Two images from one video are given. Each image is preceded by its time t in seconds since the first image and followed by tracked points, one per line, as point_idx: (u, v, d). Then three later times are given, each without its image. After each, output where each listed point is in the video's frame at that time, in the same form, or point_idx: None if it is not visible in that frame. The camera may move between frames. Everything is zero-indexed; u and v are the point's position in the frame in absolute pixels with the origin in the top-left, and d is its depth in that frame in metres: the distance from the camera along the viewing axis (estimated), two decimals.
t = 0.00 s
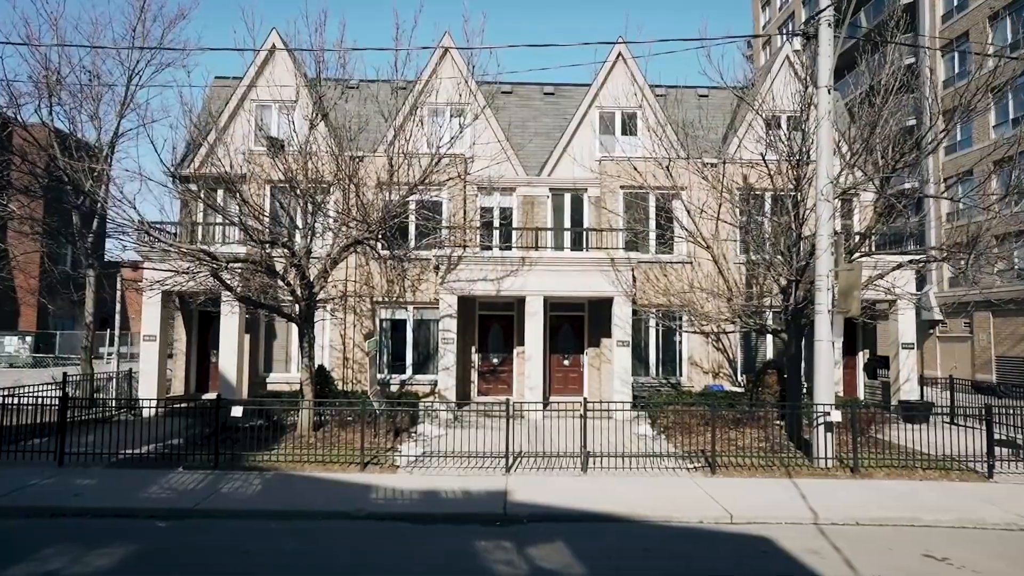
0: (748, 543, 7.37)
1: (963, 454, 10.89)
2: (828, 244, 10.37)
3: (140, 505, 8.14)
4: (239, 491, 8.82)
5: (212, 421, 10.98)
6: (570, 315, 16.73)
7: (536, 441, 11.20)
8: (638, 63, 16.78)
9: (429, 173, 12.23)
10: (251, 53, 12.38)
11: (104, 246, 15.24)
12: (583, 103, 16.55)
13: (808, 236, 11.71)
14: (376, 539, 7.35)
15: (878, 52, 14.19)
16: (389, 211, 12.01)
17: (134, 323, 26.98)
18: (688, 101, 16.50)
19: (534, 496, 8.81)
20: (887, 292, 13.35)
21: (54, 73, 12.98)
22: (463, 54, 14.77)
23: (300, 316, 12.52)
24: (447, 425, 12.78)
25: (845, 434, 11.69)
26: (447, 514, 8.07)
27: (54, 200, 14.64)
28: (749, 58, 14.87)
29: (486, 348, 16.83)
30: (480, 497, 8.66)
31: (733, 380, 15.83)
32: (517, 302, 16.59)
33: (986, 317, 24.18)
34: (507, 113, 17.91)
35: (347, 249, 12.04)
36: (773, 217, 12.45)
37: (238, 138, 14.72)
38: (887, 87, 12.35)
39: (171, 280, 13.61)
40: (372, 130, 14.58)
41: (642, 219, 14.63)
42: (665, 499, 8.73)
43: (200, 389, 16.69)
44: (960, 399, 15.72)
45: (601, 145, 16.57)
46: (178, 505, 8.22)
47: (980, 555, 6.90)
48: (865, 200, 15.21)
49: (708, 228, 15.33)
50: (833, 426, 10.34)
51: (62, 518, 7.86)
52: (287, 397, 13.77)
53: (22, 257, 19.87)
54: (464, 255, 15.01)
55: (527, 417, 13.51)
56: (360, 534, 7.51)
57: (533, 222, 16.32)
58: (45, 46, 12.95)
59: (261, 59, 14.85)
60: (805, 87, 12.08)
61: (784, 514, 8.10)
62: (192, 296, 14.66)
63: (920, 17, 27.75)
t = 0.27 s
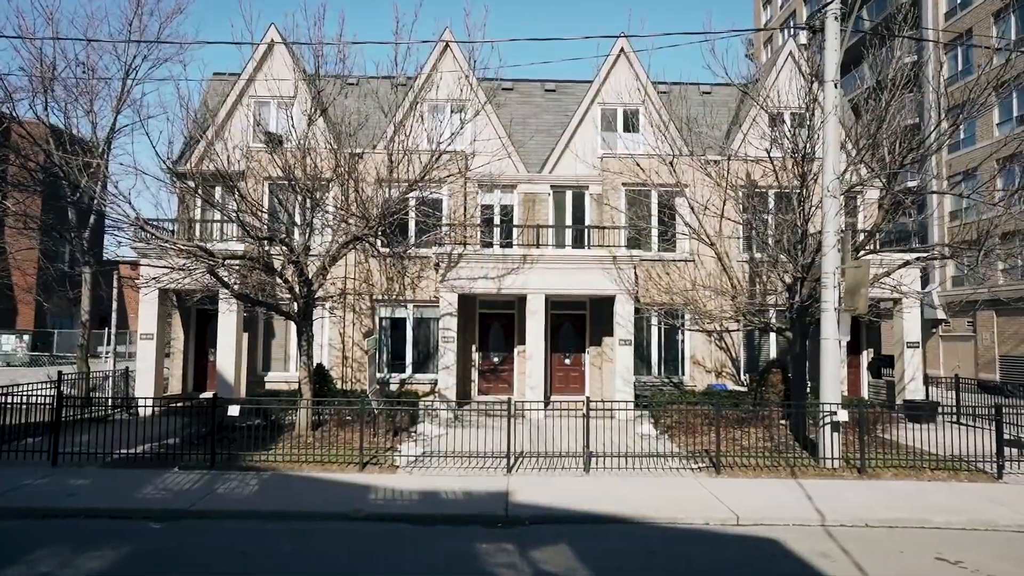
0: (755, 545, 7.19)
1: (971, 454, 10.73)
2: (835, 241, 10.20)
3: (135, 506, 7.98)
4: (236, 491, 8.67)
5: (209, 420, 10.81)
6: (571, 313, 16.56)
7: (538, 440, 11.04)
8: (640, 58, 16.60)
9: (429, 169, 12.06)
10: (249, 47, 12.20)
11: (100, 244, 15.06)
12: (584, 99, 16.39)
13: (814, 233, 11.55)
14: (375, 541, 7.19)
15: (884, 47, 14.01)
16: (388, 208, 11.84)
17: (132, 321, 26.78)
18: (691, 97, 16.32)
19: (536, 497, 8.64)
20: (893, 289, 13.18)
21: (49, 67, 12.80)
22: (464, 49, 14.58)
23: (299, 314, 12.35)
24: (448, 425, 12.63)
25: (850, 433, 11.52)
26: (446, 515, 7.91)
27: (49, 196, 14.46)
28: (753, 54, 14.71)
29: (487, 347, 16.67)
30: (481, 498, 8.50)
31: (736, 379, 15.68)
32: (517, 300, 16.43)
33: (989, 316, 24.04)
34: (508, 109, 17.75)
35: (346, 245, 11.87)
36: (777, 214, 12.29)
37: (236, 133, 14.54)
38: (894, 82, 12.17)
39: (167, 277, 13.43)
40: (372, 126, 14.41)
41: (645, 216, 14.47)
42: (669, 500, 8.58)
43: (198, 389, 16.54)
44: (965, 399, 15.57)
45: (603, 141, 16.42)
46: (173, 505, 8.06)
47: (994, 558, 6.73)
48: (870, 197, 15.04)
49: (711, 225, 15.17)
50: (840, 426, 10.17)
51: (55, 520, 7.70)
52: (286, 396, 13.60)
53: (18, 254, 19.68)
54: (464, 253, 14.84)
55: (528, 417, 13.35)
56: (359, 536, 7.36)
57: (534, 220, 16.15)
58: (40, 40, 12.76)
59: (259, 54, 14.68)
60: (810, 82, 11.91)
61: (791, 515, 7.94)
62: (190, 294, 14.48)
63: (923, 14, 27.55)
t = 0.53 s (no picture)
0: (763, 547, 7.02)
1: (980, 453, 10.57)
2: (842, 238, 10.02)
3: (129, 506, 7.81)
4: (232, 491, 8.50)
5: (206, 420, 10.63)
6: (573, 311, 16.40)
7: (540, 440, 10.86)
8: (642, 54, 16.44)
9: (430, 165, 11.88)
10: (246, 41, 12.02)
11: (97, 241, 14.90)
12: (586, 94, 16.23)
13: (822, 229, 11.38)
14: (374, 543, 7.02)
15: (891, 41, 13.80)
16: (388, 203, 11.66)
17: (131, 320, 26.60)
18: (694, 92, 16.15)
19: (539, 497, 8.47)
20: (899, 286, 13.00)
21: (44, 61, 12.61)
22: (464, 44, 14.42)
23: (297, 312, 12.17)
24: (448, 424, 12.47)
25: (857, 433, 11.36)
26: (447, 515, 7.74)
27: (44, 192, 14.28)
28: (757, 50, 14.56)
29: (487, 345, 16.50)
30: (482, 498, 8.33)
31: (739, 378, 15.53)
32: (518, 298, 16.25)
33: (994, 314, 23.87)
34: (509, 106, 17.56)
35: (345, 242, 11.70)
36: (783, 210, 12.10)
37: (233, 129, 14.37)
38: (901, 76, 11.98)
39: (164, 275, 13.26)
40: (371, 122, 14.23)
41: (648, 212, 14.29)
42: (674, 500, 8.42)
43: (195, 387, 16.37)
44: (971, 397, 15.39)
45: (606, 137, 16.25)
46: (167, 505, 7.89)
47: (1009, 560, 6.56)
48: (875, 194, 14.86)
49: (715, 221, 15.01)
50: (847, 425, 9.99)
51: (47, 521, 7.54)
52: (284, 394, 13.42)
53: (14, 251, 19.48)
54: (465, 250, 14.67)
55: (530, 416, 13.19)
56: (357, 536, 7.19)
57: (536, 216, 15.96)
58: (34, 34, 12.57)
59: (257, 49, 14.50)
60: (816, 76, 11.73)
61: (798, 516, 7.76)
62: (186, 292, 14.29)
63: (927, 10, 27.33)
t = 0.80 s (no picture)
0: (772, 548, 6.84)
1: (991, 453, 10.39)
2: (851, 233, 9.83)
3: (122, 506, 7.63)
4: (228, 491, 8.31)
5: (203, 418, 10.44)
6: (575, 309, 16.23)
7: (543, 439, 10.67)
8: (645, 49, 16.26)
9: (431, 159, 11.68)
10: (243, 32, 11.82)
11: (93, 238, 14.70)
12: (589, 89, 16.06)
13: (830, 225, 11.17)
14: (373, 544, 6.83)
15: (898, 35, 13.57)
16: (388, 198, 11.47)
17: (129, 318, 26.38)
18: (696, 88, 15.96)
19: (542, 497, 8.29)
20: (907, 283, 12.80)
21: (38, 54, 12.41)
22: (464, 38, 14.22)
23: (295, 309, 11.96)
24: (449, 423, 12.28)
25: (865, 431, 11.18)
26: (448, 516, 7.56)
27: (39, 188, 14.08)
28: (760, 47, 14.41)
29: (488, 343, 16.33)
30: (483, 498, 8.13)
31: (743, 376, 15.36)
32: (520, 296, 16.08)
33: (998, 312, 23.72)
34: (510, 101, 17.38)
35: (344, 237, 11.50)
36: (789, 205, 11.91)
37: (231, 124, 14.18)
38: (909, 70, 11.74)
39: (161, 271, 13.07)
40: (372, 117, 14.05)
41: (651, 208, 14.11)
42: (680, 500, 8.23)
43: (194, 385, 16.19)
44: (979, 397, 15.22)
45: (608, 132, 16.09)
46: (162, 505, 7.71)
47: None
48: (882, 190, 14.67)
49: (719, 217, 14.83)
50: (855, 424, 9.79)
51: (38, 521, 7.35)
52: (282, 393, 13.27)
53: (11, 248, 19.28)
54: (466, 247, 14.48)
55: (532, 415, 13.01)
56: (356, 537, 7.01)
57: (537, 213, 15.79)
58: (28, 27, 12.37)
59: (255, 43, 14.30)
60: (824, 69, 11.52)
61: (808, 516, 7.57)
62: (183, 288, 14.10)
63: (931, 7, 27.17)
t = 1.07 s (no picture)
0: (785, 551, 6.66)
1: (1003, 452, 10.19)
2: (861, 229, 9.64)
3: (117, 507, 7.44)
4: (226, 491, 8.12)
5: (200, 418, 10.25)
6: (578, 307, 16.05)
7: (546, 438, 10.47)
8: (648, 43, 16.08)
9: (432, 154, 11.49)
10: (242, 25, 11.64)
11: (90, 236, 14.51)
12: (592, 84, 15.91)
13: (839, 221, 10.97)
14: (374, 546, 6.65)
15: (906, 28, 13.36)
16: (389, 193, 11.27)
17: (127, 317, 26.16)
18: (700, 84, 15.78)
19: (546, 497, 8.11)
20: (916, 280, 12.60)
21: (34, 48, 12.21)
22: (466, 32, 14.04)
23: (294, 306, 11.76)
24: (451, 422, 12.10)
25: (874, 431, 10.97)
26: (451, 516, 7.38)
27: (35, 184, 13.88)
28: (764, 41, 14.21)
29: (490, 342, 16.14)
30: (487, 499, 7.94)
31: (748, 375, 15.17)
32: (522, 293, 15.90)
33: (1004, 311, 23.48)
34: (512, 97, 17.19)
35: (344, 233, 11.30)
36: (796, 201, 11.70)
37: (229, 120, 13.98)
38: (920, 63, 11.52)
39: (158, 269, 12.86)
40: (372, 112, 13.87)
41: (655, 204, 13.91)
42: (688, 500, 8.05)
43: (192, 384, 15.98)
44: (987, 396, 15.01)
45: (612, 126, 15.96)
46: (158, 506, 7.52)
47: None
48: (890, 186, 14.45)
49: (724, 214, 14.65)
50: (866, 423, 9.58)
51: (29, 523, 7.16)
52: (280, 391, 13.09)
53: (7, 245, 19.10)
54: (468, 244, 14.30)
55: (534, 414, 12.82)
56: (356, 539, 6.83)
57: (540, 210, 15.64)
58: (23, 20, 12.17)
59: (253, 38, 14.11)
60: (832, 62, 11.32)
61: (821, 518, 7.38)
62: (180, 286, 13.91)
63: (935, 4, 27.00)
